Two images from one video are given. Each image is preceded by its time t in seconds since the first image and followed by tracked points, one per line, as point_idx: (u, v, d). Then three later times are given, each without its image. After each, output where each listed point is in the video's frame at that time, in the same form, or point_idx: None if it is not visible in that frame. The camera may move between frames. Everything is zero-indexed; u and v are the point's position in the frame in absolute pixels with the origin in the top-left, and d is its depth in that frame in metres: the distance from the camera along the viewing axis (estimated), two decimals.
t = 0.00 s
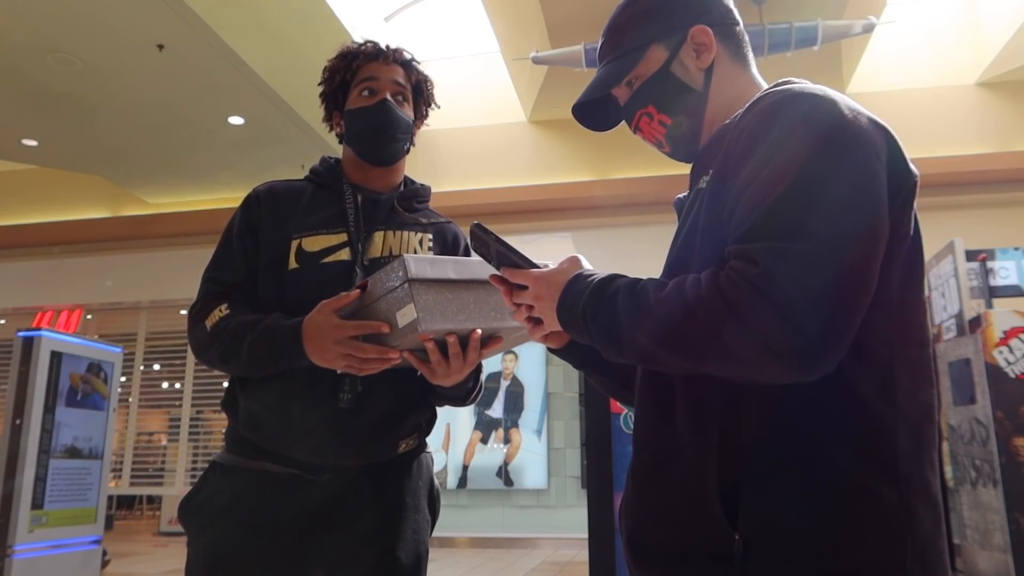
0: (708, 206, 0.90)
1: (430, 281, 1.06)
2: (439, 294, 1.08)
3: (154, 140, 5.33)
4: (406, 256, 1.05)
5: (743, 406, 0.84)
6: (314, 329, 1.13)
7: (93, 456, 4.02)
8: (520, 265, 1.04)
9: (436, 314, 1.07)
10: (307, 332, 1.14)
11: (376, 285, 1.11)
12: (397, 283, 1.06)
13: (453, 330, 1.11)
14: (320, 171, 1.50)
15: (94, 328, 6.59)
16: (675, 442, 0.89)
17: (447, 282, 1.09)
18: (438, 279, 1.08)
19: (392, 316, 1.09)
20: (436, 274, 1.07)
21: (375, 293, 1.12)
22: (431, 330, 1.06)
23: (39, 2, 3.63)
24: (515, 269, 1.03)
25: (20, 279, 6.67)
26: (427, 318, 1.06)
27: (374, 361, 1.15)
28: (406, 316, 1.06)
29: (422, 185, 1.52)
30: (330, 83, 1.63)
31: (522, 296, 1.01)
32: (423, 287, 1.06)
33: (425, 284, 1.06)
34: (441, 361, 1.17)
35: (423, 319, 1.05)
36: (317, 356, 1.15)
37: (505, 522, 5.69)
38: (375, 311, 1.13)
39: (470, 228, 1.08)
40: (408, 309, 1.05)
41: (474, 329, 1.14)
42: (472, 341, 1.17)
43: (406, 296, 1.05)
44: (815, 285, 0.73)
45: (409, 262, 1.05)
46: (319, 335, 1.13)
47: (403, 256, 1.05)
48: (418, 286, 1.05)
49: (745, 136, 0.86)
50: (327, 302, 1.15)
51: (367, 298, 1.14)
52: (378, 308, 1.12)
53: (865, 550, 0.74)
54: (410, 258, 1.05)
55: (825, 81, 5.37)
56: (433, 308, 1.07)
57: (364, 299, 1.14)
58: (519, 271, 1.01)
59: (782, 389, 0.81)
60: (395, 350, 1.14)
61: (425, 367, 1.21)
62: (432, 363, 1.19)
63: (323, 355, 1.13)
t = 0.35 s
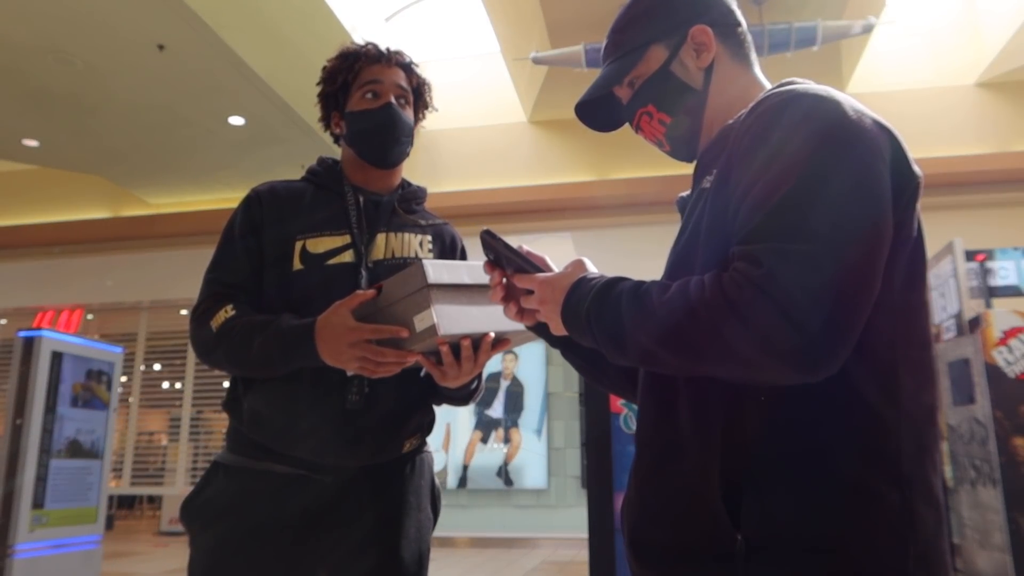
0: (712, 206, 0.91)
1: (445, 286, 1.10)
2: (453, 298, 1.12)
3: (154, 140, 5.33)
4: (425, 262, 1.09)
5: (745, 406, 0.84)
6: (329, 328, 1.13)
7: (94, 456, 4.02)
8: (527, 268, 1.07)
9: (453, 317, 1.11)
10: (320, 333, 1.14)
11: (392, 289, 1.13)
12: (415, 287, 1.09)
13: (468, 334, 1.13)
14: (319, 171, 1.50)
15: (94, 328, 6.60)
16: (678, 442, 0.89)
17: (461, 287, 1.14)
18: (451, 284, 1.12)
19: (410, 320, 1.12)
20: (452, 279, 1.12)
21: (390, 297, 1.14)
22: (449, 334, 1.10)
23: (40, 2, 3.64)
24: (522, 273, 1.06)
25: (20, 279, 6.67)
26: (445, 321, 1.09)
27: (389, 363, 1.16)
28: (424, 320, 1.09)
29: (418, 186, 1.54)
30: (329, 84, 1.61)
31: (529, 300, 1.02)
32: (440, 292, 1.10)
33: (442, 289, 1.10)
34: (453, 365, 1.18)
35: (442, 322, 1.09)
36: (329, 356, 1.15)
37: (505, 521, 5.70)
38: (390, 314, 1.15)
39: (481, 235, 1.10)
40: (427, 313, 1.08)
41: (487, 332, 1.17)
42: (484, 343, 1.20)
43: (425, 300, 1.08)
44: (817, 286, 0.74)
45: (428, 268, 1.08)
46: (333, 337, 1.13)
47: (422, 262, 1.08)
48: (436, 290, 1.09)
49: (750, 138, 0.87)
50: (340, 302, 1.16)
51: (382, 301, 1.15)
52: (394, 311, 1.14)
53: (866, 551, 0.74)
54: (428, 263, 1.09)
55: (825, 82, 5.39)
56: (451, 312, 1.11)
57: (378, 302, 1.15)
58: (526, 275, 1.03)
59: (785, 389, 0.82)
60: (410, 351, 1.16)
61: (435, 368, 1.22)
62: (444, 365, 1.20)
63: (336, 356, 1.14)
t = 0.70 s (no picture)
0: (714, 206, 0.91)
1: (438, 284, 1.10)
2: (447, 296, 1.12)
3: (154, 140, 5.34)
4: (415, 259, 1.08)
5: (744, 404, 0.85)
6: (328, 319, 1.14)
7: (95, 456, 4.02)
8: (523, 265, 1.07)
9: (445, 315, 1.11)
10: (317, 326, 1.15)
11: (387, 285, 1.13)
12: (407, 284, 1.09)
13: (460, 332, 1.14)
14: (317, 171, 1.51)
15: (95, 328, 6.61)
16: (678, 441, 0.90)
17: (453, 284, 1.13)
18: (446, 282, 1.11)
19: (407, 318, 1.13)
20: (444, 276, 1.11)
21: (385, 293, 1.14)
22: (440, 331, 1.10)
23: (40, 3, 3.64)
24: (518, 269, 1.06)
25: (20, 279, 6.67)
26: (436, 319, 1.10)
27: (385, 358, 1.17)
28: (415, 316, 1.09)
29: (415, 188, 1.55)
30: (327, 85, 1.62)
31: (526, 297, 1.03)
32: (432, 290, 1.09)
33: (434, 287, 1.10)
34: (445, 363, 1.19)
35: (432, 319, 1.09)
36: (327, 346, 1.15)
37: (505, 521, 5.71)
38: (387, 310, 1.15)
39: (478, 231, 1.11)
40: (418, 310, 1.08)
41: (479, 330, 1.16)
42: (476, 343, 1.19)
43: (416, 297, 1.08)
44: (817, 285, 0.74)
45: (418, 265, 1.08)
46: (332, 328, 1.14)
47: (413, 259, 1.08)
48: (427, 287, 1.08)
49: (751, 138, 0.87)
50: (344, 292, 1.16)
51: (379, 296, 1.15)
52: (390, 307, 1.14)
53: (864, 550, 0.75)
54: (419, 260, 1.08)
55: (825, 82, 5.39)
56: (443, 310, 1.11)
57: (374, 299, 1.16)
58: (525, 272, 1.04)
59: (784, 389, 0.82)
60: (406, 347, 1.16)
61: (428, 367, 1.22)
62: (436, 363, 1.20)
63: (334, 347, 1.15)
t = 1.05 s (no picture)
0: (715, 206, 0.90)
1: (431, 281, 1.09)
2: (439, 293, 1.11)
3: (154, 140, 5.33)
4: (407, 257, 1.07)
5: (744, 407, 0.84)
6: (323, 319, 1.13)
7: (93, 456, 4.02)
8: (516, 262, 1.05)
9: (438, 313, 1.09)
10: (312, 324, 1.14)
11: (380, 283, 1.12)
12: (399, 281, 1.08)
13: (452, 329, 1.12)
14: (314, 172, 1.50)
15: (94, 328, 6.63)
16: (678, 443, 0.89)
17: (447, 282, 1.12)
18: (439, 280, 1.10)
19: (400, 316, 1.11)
20: (436, 273, 1.09)
21: (378, 292, 1.13)
22: (434, 328, 1.08)
23: (39, 3, 3.64)
24: (511, 265, 1.05)
25: (20, 279, 6.67)
26: (429, 317, 1.08)
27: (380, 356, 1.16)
28: (407, 313, 1.08)
29: (413, 188, 1.54)
30: (326, 85, 1.60)
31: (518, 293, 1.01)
32: (424, 287, 1.08)
33: (426, 284, 1.08)
34: (439, 361, 1.18)
35: (425, 316, 1.07)
36: (322, 346, 1.14)
37: (505, 521, 5.69)
38: (381, 308, 1.14)
39: (469, 225, 1.10)
40: (410, 307, 1.07)
41: (473, 326, 1.15)
42: (470, 340, 1.17)
43: (409, 295, 1.07)
44: (815, 288, 0.73)
45: (411, 262, 1.06)
46: (327, 326, 1.13)
47: (405, 256, 1.07)
48: (418, 285, 1.07)
49: (753, 139, 0.86)
50: (340, 291, 1.16)
51: (372, 294, 1.14)
52: (383, 305, 1.13)
53: (864, 554, 0.74)
54: (411, 258, 1.07)
55: (826, 82, 5.38)
56: (436, 307, 1.09)
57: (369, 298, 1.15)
58: (515, 268, 1.02)
59: (785, 391, 0.81)
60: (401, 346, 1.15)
61: (424, 366, 1.21)
62: (431, 362, 1.19)
63: (329, 346, 1.14)
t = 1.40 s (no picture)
0: (721, 206, 0.90)
1: (433, 281, 1.08)
2: (442, 293, 1.10)
3: (154, 140, 5.33)
4: (411, 257, 1.06)
5: (747, 406, 0.83)
6: (326, 319, 1.12)
7: (92, 456, 4.01)
8: (519, 257, 1.05)
9: (442, 313, 1.09)
10: (315, 326, 1.13)
11: (382, 284, 1.12)
12: (402, 282, 1.07)
13: (455, 330, 1.11)
14: (314, 171, 1.49)
15: (93, 327, 6.65)
16: (681, 443, 0.88)
17: (449, 282, 1.11)
18: (441, 280, 1.10)
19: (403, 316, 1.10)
20: (439, 274, 1.09)
21: (380, 292, 1.12)
22: (438, 329, 1.08)
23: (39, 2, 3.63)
24: (515, 259, 1.04)
25: (20, 279, 6.67)
26: (434, 316, 1.07)
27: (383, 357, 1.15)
28: (411, 314, 1.07)
29: (412, 188, 1.54)
30: (312, 92, 1.60)
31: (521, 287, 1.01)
32: (427, 287, 1.08)
33: (428, 284, 1.08)
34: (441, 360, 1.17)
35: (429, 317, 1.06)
36: (324, 347, 1.14)
37: (505, 521, 5.69)
38: (383, 309, 1.13)
39: (473, 219, 1.10)
40: (414, 308, 1.06)
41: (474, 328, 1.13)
42: (472, 341, 1.17)
43: (412, 295, 1.06)
44: (820, 288, 0.73)
45: (414, 262, 1.06)
46: (331, 328, 1.12)
47: (408, 257, 1.06)
48: (421, 285, 1.07)
49: (760, 139, 0.86)
50: (341, 293, 1.15)
51: (375, 295, 1.14)
52: (386, 305, 1.12)
53: (864, 555, 0.73)
54: (414, 258, 1.07)
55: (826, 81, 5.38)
56: (440, 307, 1.08)
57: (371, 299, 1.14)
58: (519, 262, 1.01)
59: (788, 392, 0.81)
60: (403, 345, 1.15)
61: (426, 365, 1.20)
62: (433, 361, 1.19)
63: (333, 348, 1.13)
